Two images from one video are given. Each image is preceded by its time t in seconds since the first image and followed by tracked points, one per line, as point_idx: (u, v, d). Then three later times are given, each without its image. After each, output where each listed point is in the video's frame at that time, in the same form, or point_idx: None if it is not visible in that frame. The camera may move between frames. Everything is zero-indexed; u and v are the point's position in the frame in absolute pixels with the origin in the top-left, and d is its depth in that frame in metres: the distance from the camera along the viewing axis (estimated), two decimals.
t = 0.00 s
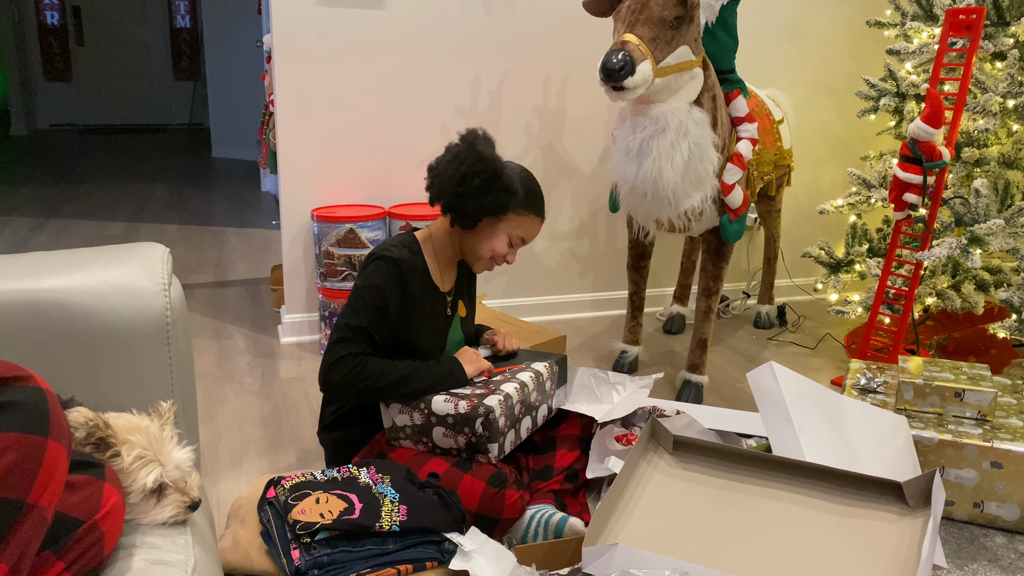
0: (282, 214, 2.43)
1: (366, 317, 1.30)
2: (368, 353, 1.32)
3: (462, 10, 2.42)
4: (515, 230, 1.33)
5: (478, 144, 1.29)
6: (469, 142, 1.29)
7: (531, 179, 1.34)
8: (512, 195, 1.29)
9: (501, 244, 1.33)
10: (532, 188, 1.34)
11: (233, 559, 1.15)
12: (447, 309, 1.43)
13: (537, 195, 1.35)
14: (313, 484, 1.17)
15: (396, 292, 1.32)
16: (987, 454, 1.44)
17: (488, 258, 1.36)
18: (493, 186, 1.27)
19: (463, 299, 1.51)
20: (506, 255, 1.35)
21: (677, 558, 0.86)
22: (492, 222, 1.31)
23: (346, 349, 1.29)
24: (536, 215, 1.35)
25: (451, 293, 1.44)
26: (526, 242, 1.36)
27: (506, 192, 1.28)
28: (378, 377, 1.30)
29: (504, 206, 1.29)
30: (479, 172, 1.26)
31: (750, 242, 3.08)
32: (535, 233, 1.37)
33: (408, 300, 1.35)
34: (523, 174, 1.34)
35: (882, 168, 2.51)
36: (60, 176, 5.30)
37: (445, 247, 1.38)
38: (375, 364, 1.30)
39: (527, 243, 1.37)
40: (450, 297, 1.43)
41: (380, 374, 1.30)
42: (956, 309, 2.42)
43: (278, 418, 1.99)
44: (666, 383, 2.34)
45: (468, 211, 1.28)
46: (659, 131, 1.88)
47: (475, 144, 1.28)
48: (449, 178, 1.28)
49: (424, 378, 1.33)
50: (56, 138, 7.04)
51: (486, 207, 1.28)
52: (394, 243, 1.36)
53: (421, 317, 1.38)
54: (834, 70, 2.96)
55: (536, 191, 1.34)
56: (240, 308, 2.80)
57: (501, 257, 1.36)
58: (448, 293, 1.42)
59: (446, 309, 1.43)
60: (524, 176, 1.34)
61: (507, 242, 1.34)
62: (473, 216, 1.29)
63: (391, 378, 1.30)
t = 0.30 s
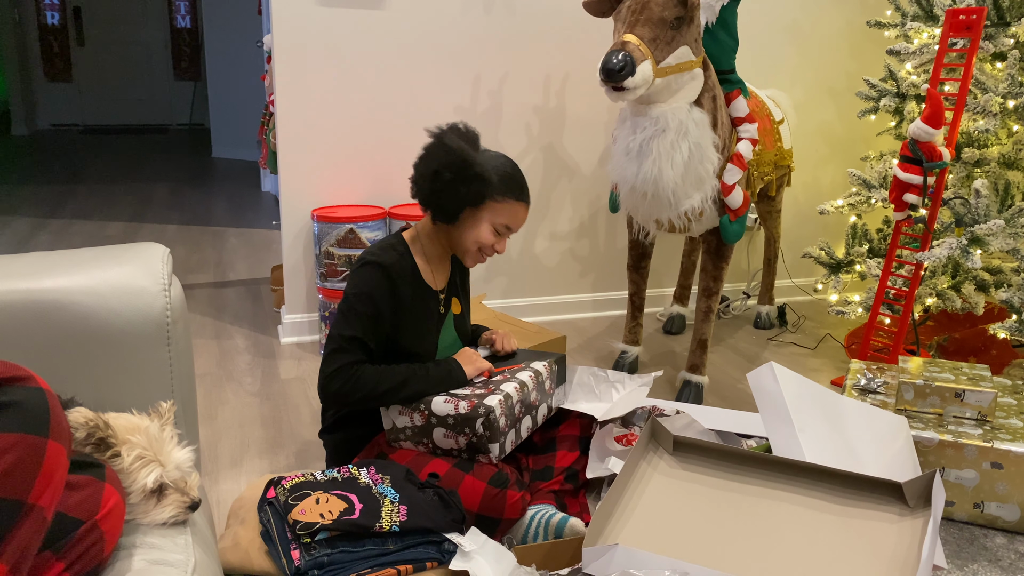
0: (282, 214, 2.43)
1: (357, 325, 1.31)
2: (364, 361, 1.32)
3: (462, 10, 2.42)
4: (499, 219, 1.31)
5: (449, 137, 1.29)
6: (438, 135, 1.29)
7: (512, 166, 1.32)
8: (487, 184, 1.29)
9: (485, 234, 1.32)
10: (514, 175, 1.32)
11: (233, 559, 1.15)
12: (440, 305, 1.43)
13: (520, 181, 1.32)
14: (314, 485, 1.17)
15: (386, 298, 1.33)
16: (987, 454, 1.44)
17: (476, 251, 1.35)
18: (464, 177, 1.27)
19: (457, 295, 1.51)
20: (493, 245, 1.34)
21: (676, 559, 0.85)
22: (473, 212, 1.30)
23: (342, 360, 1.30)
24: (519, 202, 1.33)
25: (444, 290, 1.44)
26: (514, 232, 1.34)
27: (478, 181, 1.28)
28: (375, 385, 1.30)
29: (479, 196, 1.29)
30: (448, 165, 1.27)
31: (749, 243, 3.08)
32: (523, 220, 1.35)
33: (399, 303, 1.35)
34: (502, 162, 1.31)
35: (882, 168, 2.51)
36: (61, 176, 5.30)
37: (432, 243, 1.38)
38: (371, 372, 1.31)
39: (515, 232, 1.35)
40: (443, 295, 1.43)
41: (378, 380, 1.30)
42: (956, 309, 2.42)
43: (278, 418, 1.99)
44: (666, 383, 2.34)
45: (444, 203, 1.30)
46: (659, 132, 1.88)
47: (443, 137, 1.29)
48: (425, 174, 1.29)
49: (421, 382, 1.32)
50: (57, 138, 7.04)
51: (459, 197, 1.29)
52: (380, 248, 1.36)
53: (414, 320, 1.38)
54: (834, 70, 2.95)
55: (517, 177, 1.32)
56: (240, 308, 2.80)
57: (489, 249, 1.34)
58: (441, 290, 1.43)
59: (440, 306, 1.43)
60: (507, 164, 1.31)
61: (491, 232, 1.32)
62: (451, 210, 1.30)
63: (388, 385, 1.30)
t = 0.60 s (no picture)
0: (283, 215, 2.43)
1: (342, 330, 1.33)
2: (354, 364, 1.33)
3: (463, 10, 2.43)
4: (433, 184, 1.35)
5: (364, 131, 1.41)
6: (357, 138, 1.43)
7: (429, 133, 1.38)
8: (399, 159, 1.37)
9: (427, 203, 1.35)
10: (435, 140, 1.36)
11: (234, 560, 1.15)
12: (427, 300, 1.44)
13: (442, 144, 1.36)
14: (315, 485, 1.17)
15: (365, 299, 1.35)
16: (988, 456, 1.44)
17: (432, 227, 1.37)
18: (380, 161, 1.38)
19: (447, 289, 1.52)
20: (442, 212, 1.35)
21: (677, 559, 0.85)
22: (410, 191, 1.38)
23: (333, 367, 1.31)
24: (448, 161, 1.35)
25: (432, 285, 1.46)
26: (457, 193, 1.36)
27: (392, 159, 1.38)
28: (369, 387, 1.31)
29: (398, 172, 1.38)
30: (357, 157, 1.39)
31: (750, 243, 3.08)
32: (463, 177, 1.36)
33: (381, 303, 1.37)
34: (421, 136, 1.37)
35: (884, 170, 2.52)
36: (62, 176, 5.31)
37: (404, 240, 1.42)
38: (362, 375, 1.31)
39: (459, 193, 1.36)
40: (431, 289, 1.45)
41: (370, 382, 1.31)
42: (957, 310, 2.42)
43: (279, 419, 1.99)
44: (667, 384, 2.34)
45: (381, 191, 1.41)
46: (660, 132, 1.88)
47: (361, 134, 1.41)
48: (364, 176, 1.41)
49: (418, 383, 1.32)
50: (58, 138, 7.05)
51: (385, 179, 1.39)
52: (354, 251, 1.38)
53: (399, 319, 1.39)
54: (835, 71, 2.95)
55: (436, 139, 1.36)
56: (241, 309, 2.80)
57: (440, 218, 1.36)
58: (428, 286, 1.45)
59: (427, 300, 1.44)
60: (421, 133, 1.38)
61: (433, 199, 1.36)
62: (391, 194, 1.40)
63: (383, 385, 1.31)
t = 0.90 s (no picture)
0: (285, 216, 2.44)
1: (333, 335, 1.32)
2: (348, 370, 1.33)
3: (466, 12, 2.43)
4: (405, 177, 1.36)
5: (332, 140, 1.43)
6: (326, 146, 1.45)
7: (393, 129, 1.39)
8: (367, 157, 1.39)
9: (402, 198, 1.36)
10: (400, 134, 1.37)
11: (236, 561, 1.15)
12: (416, 299, 1.45)
13: (408, 136, 1.37)
14: (317, 486, 1.18)
15: (353, 303, 1.35)
16: (991, 458, 1.44)
17: (411, 221, 1.37)
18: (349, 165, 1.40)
19: (435, 285, 1.53)
20: (419, 204, 1.36)
21: (680, 562, 0.85)
22: (385, 188, 1.39)
23: (327, 373, 1.31)
24: (416, 152, 1.36)
25: (420, 283, 1.46)
26: (430, 183, 1.37)
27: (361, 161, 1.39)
28: (364, 391, 1.31)
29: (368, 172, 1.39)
30: (326, 164, 1.40)
31: (752, 245, 3.08)
32: (434, 167, 1.36)
33: (369, 306, 1.37)
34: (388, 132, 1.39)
35: (886, 172, 2.52)
36: (65, 178, 5.32)
37: (387, 239, 1.42)
38: (356, 380, 1.31)
39: (433, 183, 1.37)
40: (419, 287, 1.46)
41: (366, 387, 1.31)
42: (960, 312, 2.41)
43: (282, 420, 1.99)
44: (670, 386, 2.34)
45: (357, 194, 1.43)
46: (662, 134, 1.88)
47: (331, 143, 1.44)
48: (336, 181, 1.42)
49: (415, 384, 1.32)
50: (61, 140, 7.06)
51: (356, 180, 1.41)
52: (338, 256, 1.38)
53: (390, 320, 1.40)
54: (836, 73, 2.95)
55: (401, 134, 1.37)
56: (243, 311, 2.81)
57: (418, 210, 1.36)
58: (417, 284, 1.45)
59: (416, 299, 1.45)
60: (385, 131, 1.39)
61: (408, 193, 1.37)
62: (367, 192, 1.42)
63: (379, 388, 1.31)
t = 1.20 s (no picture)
0: (289, 219, 2.44)
1: (338, 339, 1.32)
2: (353, 373, 1.33)
3: (469, 16, 2.43)
4: (424, 194, 1.34)
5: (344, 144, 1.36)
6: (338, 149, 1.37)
7: (417, 143, 1.34)
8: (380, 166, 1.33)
9: (420, 215, 1.34)
10: (420, 148, 1.33)
11: (240, 563, 1.15)
12: (419, 303, 1.45)
13: (429, 152, 1.33)
14: (320, 489, 1.17)
15: (358, 307, 1.34)
16: (995, 462, 1.44)
17: (426, 237, 1.36)
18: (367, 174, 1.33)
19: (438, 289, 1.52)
20: (436, 222, 1.35)
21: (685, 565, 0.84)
22: (398, 201, 1.35)
23: (331, 378, 1.31)
24: (441, 173, 1.34)
25: (424, 290, 1.46)
26: (449, 203, 1.35)
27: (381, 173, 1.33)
28: (368, 396, 1.30)
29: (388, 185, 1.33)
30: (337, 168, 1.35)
31: (755, 248, 3.08)
32: (454, 186, 1.35)
33: (374, 311, 1.37)
34: (405, 142, 1.34)
35: (890, 175, 2.52)
36: (68, 180, 5.33)
37: (396, 248, 1.41)
38: (361, 384, 1.31)
39: (452, 202, 1.36)
40: (423, 293, 1.46)
41: (371, 390, 1.31)
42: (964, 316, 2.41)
43: (285, 423, 2.00)
44: (673, 389, 2.34)
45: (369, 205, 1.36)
46: (666, 137, 1.89)
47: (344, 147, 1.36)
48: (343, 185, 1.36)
49: (421, 390, 1.33)
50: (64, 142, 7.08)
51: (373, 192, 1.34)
52: (344, 260, 1.38)
53: (395, 325, 1.39)
54: (840, 76, 2.95)
55: (426, 151, 1.33)
56: (247, 313, 2.81)
57: (434, 228, 1.35)
58: (420, 291, 1.45)
59: (419, 303, 1.45)
60: (407, 143, 1.34)
61: (426, 210, 1.35)
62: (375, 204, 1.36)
63: (384, 394, 1.31)
